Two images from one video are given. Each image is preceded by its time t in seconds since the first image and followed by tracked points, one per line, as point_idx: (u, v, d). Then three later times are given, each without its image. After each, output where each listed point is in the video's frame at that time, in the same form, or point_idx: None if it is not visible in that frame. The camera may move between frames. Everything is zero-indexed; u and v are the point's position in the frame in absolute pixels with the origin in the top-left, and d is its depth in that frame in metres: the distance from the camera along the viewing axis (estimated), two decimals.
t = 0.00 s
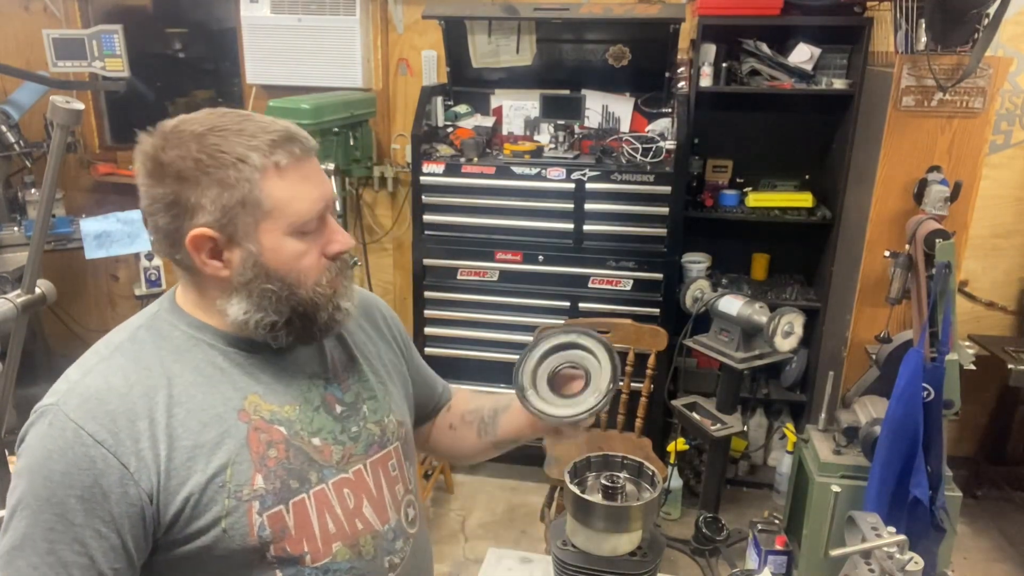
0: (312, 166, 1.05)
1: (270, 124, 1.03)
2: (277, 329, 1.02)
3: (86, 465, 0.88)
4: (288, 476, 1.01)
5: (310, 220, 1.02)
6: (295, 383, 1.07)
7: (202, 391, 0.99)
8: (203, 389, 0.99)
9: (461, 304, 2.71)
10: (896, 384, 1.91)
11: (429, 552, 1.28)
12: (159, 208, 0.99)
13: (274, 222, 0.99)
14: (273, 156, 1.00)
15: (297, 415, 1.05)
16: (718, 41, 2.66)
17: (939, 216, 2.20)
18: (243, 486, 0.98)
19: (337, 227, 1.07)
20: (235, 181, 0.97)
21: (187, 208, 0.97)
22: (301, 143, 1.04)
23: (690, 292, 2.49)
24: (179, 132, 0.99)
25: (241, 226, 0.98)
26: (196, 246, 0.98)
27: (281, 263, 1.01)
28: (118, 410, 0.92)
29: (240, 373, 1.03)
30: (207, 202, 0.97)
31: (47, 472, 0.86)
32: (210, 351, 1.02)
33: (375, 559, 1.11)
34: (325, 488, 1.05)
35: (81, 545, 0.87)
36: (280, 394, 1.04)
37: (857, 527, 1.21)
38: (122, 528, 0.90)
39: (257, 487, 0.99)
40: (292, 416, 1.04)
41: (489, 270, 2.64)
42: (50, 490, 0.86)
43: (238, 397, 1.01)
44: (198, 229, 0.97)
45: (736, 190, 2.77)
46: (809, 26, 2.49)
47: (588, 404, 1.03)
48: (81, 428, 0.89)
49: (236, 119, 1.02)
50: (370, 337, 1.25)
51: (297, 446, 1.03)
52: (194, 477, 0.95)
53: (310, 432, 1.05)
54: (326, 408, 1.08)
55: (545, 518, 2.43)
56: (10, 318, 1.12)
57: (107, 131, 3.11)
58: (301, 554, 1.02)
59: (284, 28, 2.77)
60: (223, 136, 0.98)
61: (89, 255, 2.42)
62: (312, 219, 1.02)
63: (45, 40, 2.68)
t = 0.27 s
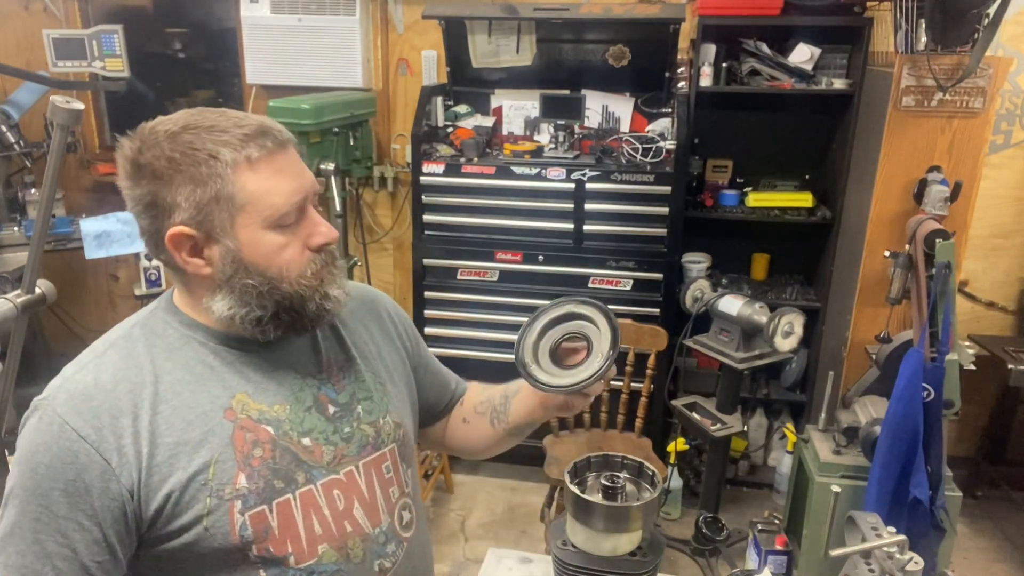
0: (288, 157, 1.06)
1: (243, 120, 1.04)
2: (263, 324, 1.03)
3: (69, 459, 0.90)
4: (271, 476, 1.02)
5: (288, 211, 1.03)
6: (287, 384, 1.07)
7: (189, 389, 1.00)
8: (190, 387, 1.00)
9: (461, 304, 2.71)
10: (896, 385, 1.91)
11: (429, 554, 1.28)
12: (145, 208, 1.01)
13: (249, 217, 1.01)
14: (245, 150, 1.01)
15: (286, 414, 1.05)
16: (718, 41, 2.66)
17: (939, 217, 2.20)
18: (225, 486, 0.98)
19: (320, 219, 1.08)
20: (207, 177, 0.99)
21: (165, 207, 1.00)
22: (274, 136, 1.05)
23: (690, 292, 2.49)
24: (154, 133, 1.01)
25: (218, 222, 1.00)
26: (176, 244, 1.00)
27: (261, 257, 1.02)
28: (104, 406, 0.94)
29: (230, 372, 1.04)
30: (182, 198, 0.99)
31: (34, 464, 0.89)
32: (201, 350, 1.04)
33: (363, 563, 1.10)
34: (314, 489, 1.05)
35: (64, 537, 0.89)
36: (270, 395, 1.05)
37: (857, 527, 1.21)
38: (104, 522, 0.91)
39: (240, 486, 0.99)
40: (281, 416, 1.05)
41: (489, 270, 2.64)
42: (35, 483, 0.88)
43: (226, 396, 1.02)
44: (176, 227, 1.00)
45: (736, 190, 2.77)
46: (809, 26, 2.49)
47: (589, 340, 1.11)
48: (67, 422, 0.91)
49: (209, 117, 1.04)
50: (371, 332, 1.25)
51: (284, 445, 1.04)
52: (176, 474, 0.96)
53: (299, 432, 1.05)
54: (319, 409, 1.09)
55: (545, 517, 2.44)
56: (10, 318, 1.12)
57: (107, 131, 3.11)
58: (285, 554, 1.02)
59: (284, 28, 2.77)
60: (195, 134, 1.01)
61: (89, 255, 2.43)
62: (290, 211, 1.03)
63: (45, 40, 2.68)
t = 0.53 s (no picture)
0: (281, 153, 1.06)
1: (235, 116, 1.05)
2: (258, 318, 1.02)
3: (69, 455, 0.90)
4: (269, 474, 1.02)
5: (279, 204, 1.03)
6: (285, 381, 1.07)
7: (188, 386, 1.00)
8: (189, 384, 1.00)
9: (461, 304, 2.71)
10: (896, 385, 1.91)
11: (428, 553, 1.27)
12: (146, 205, 1.02)
13: (241, 211, 1.01)
14: (236, 144, 1.02)
15: (284, 412, 1.05)
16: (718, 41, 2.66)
17: (939, 217, 2.20)
18: (223, 484, 0.98)
19: (314, 214, 1.08)
20: (199, 171, 1.00)
21: (159, 201, 1.01)
22: (265, 130, 1.05)
23: (690, 292, 2.49)
24: (148, 130, 1.02)
25: (209, 216, 1.00)
26: (170, 239, 1.01)
27: (254, 251, 1.02)
28: (103, 402, 0.94)
29: (228, 370, 1.04)
30: (175, 192, 1.00)
31: (34, 460, 0.89)
32: (200, 348, 1.04)
33: (361, 561, 1.10)
34: (313, 487, 1.05)
35: (63, 531, 0.90)
36: (268, 393, 1.05)
37: (857, 527, 1.21)
38: (103, 518, 0.92)
39: (237, 484, 0.99)
40: (279, 414, 1.04)
41: (489, 270, 2.64)
42: (36, 478, 0.89)
43: (224, 394, 1.02)
44: (170, 221, 1.00)
45: (736, 190, 2.77)
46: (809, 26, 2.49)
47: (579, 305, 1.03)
48: (67, 418, 0.91)
49: (201, 114, 1.05)
50: (373, 331, 1.25)
51: (282, 443, 1.04)
52: (174, 471, 0.96)
53: (297, 429, 1.05)
54: (317, 407, 1.08)
55: (545, 517, 2.44)
56: (9, 317, 1.12)
57: (107, 131, 3.11)
58: (282, 552, 1.02)
59: (284, 28, 2.77)
60: (188, 130, 1.02)
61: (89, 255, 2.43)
62: (283, 204, 1.03)
63: (45, 40, 2.68)
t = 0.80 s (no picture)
0: (278, 144, 1.06)
1: (233, 109, 1.06)
2: (255, 309, 1.02)
3: (71, 454, 0.90)
4: (270, 471, 1.02)
5: (273, 193, 1.03)
6: (285, 374, 1.07)
7: (189, 384, 1.00)
8: (190, 382, 1.00)
9: (461, 304, 2.71)
10: (896, 384, 1.91)
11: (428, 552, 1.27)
12: (148, 197, 1.03)
13: (236, 199, 1.01)
14: (232, 134, 1.02)
15: (284, 408, 1.05)
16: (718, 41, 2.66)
17: (939, 217, 2.20)
18: (224, 481, 0.98)
19: (312, 205, 1.08)
20: (194, 159, 1.01)
21: (156, 192, 1.02)
22: (262, 122, 1.06)
23: (690, 292, 2.49)
24: (149, 124, 1.04)
25: (206, 204, 1.01)
26: (168, 229, 1.02)
27: (249, 240, 1.02)
28: (105, 401, 0.94)
29: (228, 367, 1.04)
30: (171, 182, 1.01)
31: (37, 459, 0.89)
32: (200, 345, 1.03)
33: (362, 557, 1.11)
34: (314, 483, 1.05)
35: (68, 530, 0.90)
36: (267, 389, 1.05)
37: (857, 527, 1.21)
38: (106, 516, 0.92)
39: (238, 481, 0.99)
40: (279, 410, 1.05)
41: (489, 270, 2.64)
42: (39, 477, 0.89)
43: (225, 391, 1.02)
44: (167, 210, 1.01)
45: (737, 190, 2.77)
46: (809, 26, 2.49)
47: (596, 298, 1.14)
48: (68, 417, 0.91)
49: (201, 107, 1.06)
50: (370, 317, 1.26)
51: (282, 439, 1.04)
52: (176, 468, 0.96)
53: (297, 425, 1.06)
54: (318, 403, 1.08)
55: (545, 518, 2.44)
56: (9, 318, 1.12)
57: (107, 131, 3.11)
58: (284, 548, 1.02)
59: (284, 28, 2.77)
60: (188, 122, 1.03)
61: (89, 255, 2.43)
62: (278, 195, 1.03)
63: (45, 40, 2.68)
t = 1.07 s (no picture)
0: (273, 144, 1.06)
1: (230, 108, 1.06)
2: (248, 309, 1.01)
3: (72, 456, 0.90)
4: (270, 472, 1.02)
5: (264, 193, 1.02)
6: (283, 374, 1.07)
7: (189, 385, 1.00)
8: (190, 383, 1.00)
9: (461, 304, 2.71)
10: (896, 384, 1.91)
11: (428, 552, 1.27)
12: (148, 194, 1.03)
13: (228, 198, 1.01)
14: (226, 133, 1.03)
15: (285, 409, 1.05)
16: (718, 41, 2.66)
17: (939, 217, 2.20)
18: (224, 482, 0.98)
19: (305, 205, 1.07)
20: (187, 157, 1.01)
21: (151, 188, 1.03)
22: (258, 121, 1.06)
23: (690, 292, 2.49)
24: (147, 122, 1.04)
25: (197, 201, 1.01)
26: (161, 225, 1.03)
27: (240, 238, 1.02)
28: (105, 402, 0.94)
29: (227, 367, 1.04)
30: (165, 179, 1.02)
31: (38, 461, 0.89)
32: (200, 346, 1.04)
33: (363, 556, 1.11)
34: (313, 484, 1.05)
35: (69, 531, 0.90)
36: (266, 389, 1.05)
37: (857, 527, 1.21)
38: (107, 517, 0.92)
39: (239, 481, 0.99)
40: (279, 411, 1.05)
41: (489, 270, 2.64)
42: (39, 478, 0.89)
43: (224, 392, 1.02)
44: (160, 207, 1.02)
45: (737, 190, 2.77)
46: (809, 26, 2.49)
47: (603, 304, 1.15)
48: (68, 418, 0.91)
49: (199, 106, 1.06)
50: (369, 312, 1.25)
51: (283, 440, 1.04)
52: (176, 469, 0.96)
53: (297, 425, 1.06)
54: (317, 403, 1.09)
55: (545, 517, 2.44)
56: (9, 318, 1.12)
57: (107, 131, 3.11)
58: (284, 549, 1.02)
59: (284, 28, 2.77)
60: (185, 120, 1.03)
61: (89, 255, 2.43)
62: (271, 194, 1.03)
63: (45, 40, 2.68)
